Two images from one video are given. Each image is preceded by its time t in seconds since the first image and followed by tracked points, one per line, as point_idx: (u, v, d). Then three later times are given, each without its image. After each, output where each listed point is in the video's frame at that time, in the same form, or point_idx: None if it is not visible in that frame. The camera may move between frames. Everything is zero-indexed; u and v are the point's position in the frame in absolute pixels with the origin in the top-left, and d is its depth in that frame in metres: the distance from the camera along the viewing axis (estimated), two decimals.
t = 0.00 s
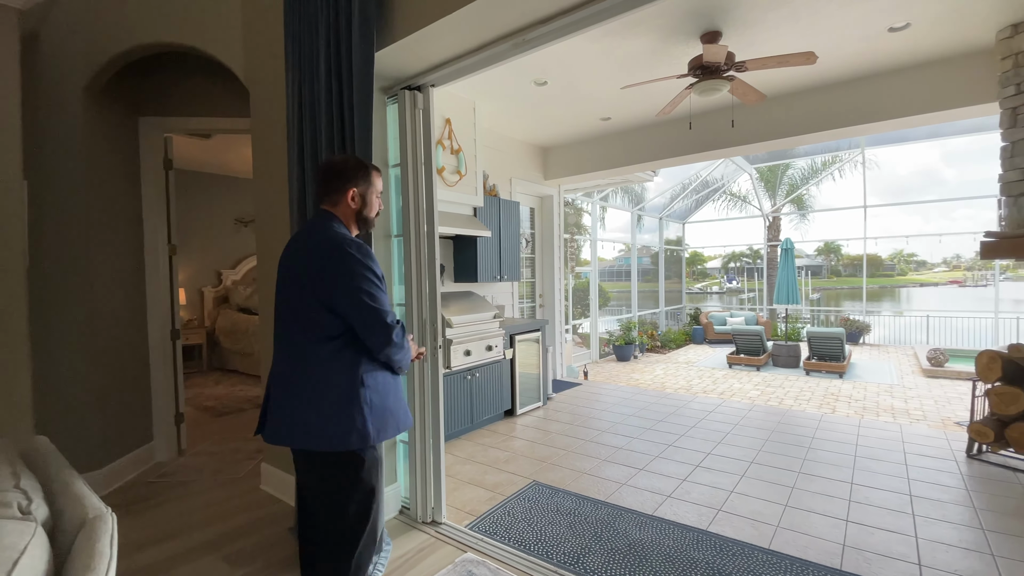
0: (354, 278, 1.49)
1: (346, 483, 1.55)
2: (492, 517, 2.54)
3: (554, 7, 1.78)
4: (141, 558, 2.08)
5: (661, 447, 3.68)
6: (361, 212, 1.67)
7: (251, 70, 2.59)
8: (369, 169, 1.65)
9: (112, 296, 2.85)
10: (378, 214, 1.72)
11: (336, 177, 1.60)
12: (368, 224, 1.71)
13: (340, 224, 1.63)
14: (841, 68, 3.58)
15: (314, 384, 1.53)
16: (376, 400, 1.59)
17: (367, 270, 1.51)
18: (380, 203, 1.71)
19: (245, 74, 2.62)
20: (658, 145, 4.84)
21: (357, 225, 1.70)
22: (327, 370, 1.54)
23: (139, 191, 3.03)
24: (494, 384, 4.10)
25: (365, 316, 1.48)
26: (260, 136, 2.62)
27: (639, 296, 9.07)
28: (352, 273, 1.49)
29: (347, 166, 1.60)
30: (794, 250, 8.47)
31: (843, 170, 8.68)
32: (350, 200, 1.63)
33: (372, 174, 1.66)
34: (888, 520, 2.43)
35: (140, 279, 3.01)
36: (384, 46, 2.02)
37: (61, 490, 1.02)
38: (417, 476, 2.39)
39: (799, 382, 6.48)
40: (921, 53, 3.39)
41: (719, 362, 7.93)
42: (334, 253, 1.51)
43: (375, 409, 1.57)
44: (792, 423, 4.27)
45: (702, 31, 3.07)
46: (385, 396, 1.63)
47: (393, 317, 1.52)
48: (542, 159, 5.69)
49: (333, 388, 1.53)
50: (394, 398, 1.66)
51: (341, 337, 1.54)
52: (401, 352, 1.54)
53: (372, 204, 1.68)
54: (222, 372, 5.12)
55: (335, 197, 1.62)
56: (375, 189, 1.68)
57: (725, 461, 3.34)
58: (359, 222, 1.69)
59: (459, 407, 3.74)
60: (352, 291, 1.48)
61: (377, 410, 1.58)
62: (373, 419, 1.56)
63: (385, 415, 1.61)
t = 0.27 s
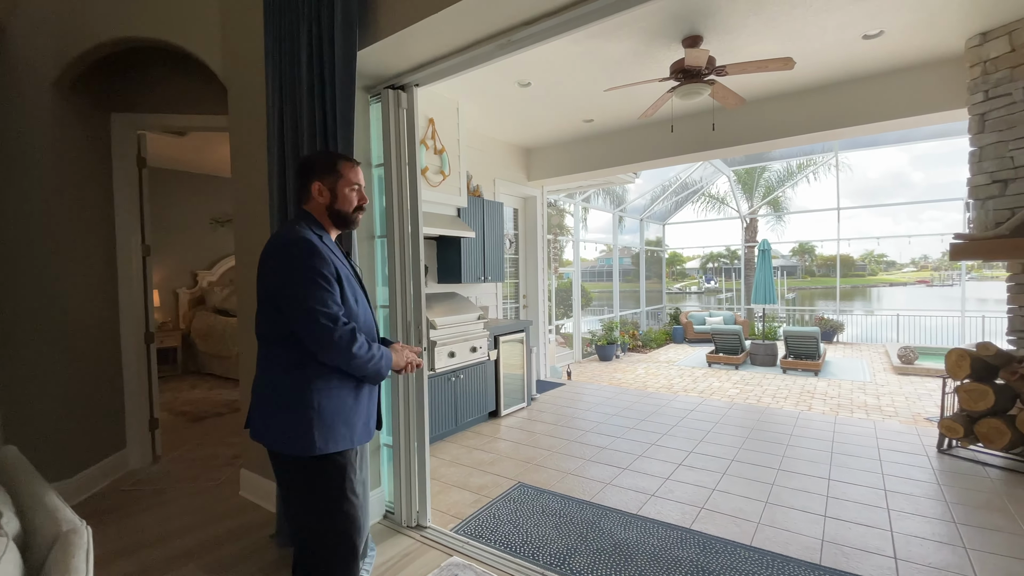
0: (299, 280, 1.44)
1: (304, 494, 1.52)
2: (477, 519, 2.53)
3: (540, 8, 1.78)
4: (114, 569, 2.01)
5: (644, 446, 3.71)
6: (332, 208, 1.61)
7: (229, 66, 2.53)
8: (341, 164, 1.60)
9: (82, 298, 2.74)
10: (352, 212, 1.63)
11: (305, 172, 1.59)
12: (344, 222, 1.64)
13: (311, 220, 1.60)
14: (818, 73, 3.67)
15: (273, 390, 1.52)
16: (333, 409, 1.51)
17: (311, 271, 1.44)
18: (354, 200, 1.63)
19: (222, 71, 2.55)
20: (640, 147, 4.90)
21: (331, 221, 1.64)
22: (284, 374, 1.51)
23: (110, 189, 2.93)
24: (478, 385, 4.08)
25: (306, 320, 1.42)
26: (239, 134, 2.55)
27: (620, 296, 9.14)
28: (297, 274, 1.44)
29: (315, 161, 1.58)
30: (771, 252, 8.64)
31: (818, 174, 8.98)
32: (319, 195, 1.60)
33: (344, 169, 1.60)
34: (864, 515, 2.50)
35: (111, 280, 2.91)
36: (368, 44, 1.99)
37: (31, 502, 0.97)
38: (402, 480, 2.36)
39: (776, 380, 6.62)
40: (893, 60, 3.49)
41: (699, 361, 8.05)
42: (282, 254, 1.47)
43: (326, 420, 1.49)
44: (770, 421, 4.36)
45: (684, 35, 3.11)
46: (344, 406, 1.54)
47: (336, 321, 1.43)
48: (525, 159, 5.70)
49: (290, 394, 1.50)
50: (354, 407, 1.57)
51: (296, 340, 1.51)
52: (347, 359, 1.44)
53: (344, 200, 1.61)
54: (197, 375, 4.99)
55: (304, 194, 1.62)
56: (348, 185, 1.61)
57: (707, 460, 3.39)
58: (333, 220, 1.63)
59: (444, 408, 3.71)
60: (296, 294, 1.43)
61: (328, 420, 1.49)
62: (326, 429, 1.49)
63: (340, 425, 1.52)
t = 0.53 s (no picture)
0: (248, 284, 1.36)
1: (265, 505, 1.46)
2: (463, 522, 2.52)
3: (525, 10, 1.78)
4: None
5: (628, 446, 3.75)
6: (298, 206, 1.54)
7: (208, 63, 2.47)
8: (299, 159, 1.52)
9: (53, 300, 2.65)
10: (315, 207, 1.53)
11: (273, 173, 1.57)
12: (313, 220, 1.55)
13: (282, 222, 1.56)
14: (796, 78, 3.75)
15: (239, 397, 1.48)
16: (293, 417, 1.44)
17: (261, 273, 1.36)
18: (315, 194, 1.52)
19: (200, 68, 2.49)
20: (625, 150, 4.95)
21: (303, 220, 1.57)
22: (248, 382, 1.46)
23: (83, 188, 2.83)
24: (463, 387, 4.07)
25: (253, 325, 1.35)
26: (219, 133, 2.49)
27: (604, 297, 9.21)
28: (246, 278, 1.36)
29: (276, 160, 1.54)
30: (749, 253, 8.81)
31: (794, 176, 9.20)
32: (284, 195, 1.55)
33: (303, 163, 1.52)
34: (842, 510, 2.56)
35: (84, 280, 2.82)
36: (351, 43, 1.97)
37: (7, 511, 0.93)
38: (387, 483, 2.34)
39: (756, 378, 6.75)
40: (868, 66, 3.59)
41: (680, 360, 8.16)
42: (231, 257, 1.38)
43: (284, 427, 1.43)
44: (750, 419, 4.44)
45: (667, 39, 3.15)
46: (307, 414, 1.45)
47: (282, 326, 1.34)
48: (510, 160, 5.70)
49: (254, 401, 1.45)
50: (320, 417, 1.47)
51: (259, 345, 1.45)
52: (298, 365, 1.35)
53: (306, 196, 1.52)
54: (174, 379, 4.86)
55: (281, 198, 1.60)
56: (307, 180, 1.52)
57: (690, 458, 3.44)
58: (302, 218, 1.55)
59: (429, 410, 3.69)
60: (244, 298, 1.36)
61: (286, 428, 1.43)
62: (284, 439, 1.42)
63: (301, 435, 1.44)
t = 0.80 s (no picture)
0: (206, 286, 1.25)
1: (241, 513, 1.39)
2: (452, 523, 2.51)
3: (514, 12, 1.79)
4: None
5: (614, 445, 3.78)
6: (273, 206, 1.42)
7: (189, 60, 2.43)
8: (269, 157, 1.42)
9: (26, 302, 2.57)
10: (288, 204, 1.40)
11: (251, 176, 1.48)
12: (289, 218, 1.42)
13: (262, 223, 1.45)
14: (776, 82, 3.83)
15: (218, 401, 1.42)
16: (267, 422, 1.36)
17: (220, 272, 1.25)
18: (286, 190, 1.40)
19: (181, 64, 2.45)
20: (610, 152, 5.00)
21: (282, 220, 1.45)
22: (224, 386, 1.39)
23: (58, 186, 2.75)
24: (450, 388, 4.06)
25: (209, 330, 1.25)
26: (200, 131, 2.45)
27: (588, 297, 9.28)
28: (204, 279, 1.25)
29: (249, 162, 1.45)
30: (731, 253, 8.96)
31: (773, 178, 9.40)
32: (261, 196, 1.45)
33: (274, 160, 1.41)
34: (822, 505, 2.63)
35: (59, 281, 2.74)
36: (338, 42, 1.95)
37: None
38: (375, 486, 2.32)
39: (737, 377, 6.87)
40: (847, 72, 3.68)
41: (664, 359, 8.26)
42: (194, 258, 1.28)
43: (242, 432, 1.36)
44: (733, 417, 4.52)
45: (651, 42, 3.19)
46: (283, 417, 1.38)
47: (234, 329, 1.23)
48: (495, 161, 5.70)
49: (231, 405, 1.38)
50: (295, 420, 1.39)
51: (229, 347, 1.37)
52: (253, 370, 1.23)
53: (279, 193, 1.41)
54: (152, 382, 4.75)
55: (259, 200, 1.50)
56: (277, 177, 1.41)
57: (675, 456, 3.49)
58: (280, 218, 1.43)
59: (416, 412, 3.67)
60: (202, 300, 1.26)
61: (243, 433, 1.36)
62: (255, 444, 1.35)
63: (273, 441, 1.36)
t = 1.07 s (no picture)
0: (187, 289, 1.24)
1: (230, 518, 1.38)
2: (441, 524, 2.51)
3: (503, 15, 1.80)
4: None
5: (601, 444, 3.81)
6: (265, 206, 1.39)
7: (172, 58, 2.39)
8: (261, 155, 1.38)
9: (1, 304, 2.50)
10: (281, 205, 1.37)
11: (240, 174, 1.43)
12: (282, 219, 1.40)
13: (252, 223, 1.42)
14: (759, 86, 3.90)
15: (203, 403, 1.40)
16: (252, 426, 1.35)
17: (200, 279, 1.24)
18: (281, 190, 1.37)
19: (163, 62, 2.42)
20: (597, 153, 5.04)
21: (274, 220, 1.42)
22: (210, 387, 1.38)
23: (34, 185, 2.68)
24: (438, 388, 4.05)
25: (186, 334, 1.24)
26: (184, 130, 2.41)
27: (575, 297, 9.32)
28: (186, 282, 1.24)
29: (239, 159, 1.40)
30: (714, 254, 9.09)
31: (755, 180, 9.57)
32: (252, 194, 1.41)
33: (267, 159, 1.37)
34: (804, 500, 2.69)
35: (36, 283, 2.67)
36: (326, 42, 1.94)
37: None
38: (363, 488, 2.30)
39: (721, 375, 6.98)
40: (826, 77, 3.77)
41: (649, 359, 8.35)
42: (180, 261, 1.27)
43: (223, 438, 1.35)
44: (717, 415, 4.59)
45: (637, 45, 3.22)
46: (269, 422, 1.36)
47: (210, 339, 1.23)
48: (483, 162, 5.71)
49: (215, 407, 1.37)
50: (278, 425, 1.37)
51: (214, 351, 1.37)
52: (226, 380, 1.23)
53: (272, 194, 1.37)
54: (132, 385, 4.65)
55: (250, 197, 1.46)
56: (272, 176, 1.37)
57: (661, 454, 3.54)
58: (272, 218, 1.40)
59: (404, 413, 3.66)
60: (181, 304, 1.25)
61: (224, 438, 1.35)
62: (240, 449, 1.34)
63: (258, 446, 1.35)
